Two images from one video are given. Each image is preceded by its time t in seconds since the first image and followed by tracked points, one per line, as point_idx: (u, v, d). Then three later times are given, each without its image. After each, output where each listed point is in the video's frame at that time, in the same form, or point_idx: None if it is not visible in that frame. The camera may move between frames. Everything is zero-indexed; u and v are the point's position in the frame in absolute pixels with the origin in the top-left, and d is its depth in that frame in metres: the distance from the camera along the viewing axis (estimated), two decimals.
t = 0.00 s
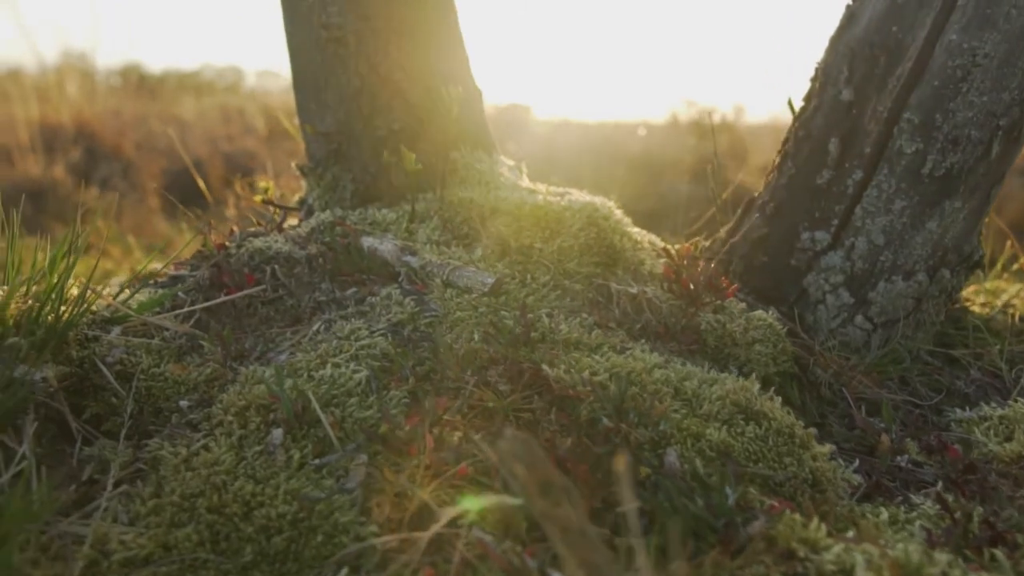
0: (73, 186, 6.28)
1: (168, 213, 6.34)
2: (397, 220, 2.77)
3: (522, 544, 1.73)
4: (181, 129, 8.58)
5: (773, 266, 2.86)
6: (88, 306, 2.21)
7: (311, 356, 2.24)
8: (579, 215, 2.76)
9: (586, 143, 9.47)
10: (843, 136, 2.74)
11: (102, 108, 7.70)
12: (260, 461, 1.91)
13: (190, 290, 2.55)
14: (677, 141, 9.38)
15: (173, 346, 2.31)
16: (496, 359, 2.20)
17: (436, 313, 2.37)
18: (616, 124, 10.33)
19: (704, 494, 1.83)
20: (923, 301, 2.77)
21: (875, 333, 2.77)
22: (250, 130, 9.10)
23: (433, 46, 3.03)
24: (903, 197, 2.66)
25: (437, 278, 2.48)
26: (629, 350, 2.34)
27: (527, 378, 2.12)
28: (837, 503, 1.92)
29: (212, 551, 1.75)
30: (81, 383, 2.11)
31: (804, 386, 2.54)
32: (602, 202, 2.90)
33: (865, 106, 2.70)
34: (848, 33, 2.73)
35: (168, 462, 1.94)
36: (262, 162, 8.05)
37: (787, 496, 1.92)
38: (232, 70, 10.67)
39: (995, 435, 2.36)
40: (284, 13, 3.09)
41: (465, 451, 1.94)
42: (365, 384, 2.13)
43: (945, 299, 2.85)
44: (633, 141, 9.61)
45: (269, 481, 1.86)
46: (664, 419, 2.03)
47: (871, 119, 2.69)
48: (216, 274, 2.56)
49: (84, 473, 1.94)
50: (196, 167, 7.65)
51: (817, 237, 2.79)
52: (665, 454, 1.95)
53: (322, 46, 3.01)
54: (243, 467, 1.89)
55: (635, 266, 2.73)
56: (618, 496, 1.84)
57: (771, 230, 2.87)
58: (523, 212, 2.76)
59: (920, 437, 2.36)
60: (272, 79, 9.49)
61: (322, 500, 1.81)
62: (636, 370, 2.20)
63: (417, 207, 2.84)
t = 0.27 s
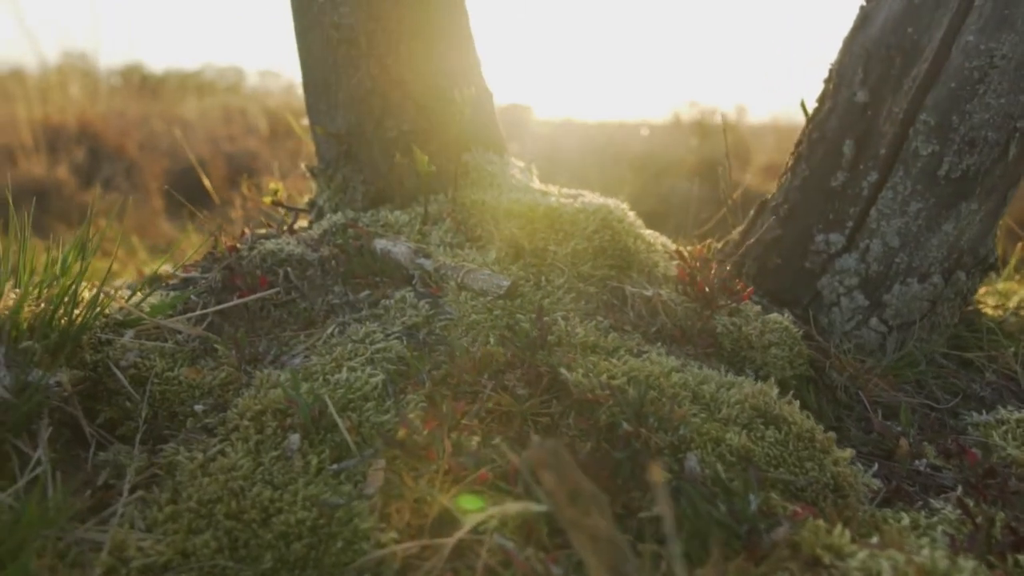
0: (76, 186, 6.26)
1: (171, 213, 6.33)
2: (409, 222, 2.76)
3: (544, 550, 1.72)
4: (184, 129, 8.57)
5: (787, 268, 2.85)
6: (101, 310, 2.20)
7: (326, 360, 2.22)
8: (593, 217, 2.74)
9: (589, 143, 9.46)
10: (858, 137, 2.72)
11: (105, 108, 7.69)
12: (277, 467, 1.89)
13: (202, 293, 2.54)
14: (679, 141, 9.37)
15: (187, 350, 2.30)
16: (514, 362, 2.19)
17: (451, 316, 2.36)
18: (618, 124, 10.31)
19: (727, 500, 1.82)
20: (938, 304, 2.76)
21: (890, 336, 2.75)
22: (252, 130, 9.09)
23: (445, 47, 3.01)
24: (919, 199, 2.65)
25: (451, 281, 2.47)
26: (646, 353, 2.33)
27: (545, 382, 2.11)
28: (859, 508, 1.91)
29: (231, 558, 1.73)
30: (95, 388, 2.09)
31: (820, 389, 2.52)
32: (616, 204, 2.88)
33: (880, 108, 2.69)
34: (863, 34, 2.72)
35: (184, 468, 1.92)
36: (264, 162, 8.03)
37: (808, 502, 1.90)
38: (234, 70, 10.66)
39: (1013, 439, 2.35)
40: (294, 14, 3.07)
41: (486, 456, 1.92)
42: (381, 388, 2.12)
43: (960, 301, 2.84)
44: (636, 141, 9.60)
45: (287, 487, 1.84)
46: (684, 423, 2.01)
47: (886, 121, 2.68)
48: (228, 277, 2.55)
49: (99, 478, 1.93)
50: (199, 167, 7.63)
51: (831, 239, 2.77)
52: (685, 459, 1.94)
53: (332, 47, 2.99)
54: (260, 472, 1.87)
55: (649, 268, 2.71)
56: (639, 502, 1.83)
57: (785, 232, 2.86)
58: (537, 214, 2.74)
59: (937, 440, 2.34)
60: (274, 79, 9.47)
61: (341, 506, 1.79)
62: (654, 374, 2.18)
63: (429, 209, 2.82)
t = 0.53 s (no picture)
0: (80, 187, 6.25)
1: (175, 213, 6.32)
2: (422, 224, 2.75)
3: (565, 555, 1.71)
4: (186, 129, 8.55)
5: (801, 270, 2.84)
6: (116, 312, 2.19)
7: (342, 362, 2.21)
8: (607, 218, 2.73)
9: (591, 142, 9.45)
10: (872, 138, 2.72)
11: (108, 109, 7.68)
12: (295, 471, 1.88)
13: (215, 295, 2.53)
14: (682, 141, 9.37)
15: (201, 352, 2.28)
16: (531, 365, 2.18)
17: (466, 318, 2.35)
18: (620, 124, 10.31)
19: (748, 504, 1.81)
20: (953, 305, 2.75)
21: (904, 338, 2.74)
22: (254, 130, 9.08)
23: (457, 48, 3.00)
24: (934, 201, 2.64)
25: (465, 282, 2.46)
26: (662, 355, 2.32)
27: (564, 385, 2.10)
28: (880, 512, 1.90)
29: (250, 563, 1.72)
30: (110, 391, 2.08)
31: (835, 391, 2.51)
32: (629, 205, 2.87)
33: (894, 109, 2.68)
34: (877, 35, 2.72)
35: (202, 472, 1.91)
36: (267, 162, 8.02)
37: (829, 505, 1.89)
38: (234, 70, 10.66)
39: None
40: (305, 14, 3.06)
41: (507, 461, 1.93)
42: (398, 391, 2.10)
43: (974, 303, 2.83)
44: (638, 140, 9.59)
45: (306, 491, 1.83)
46: (704, 427, 2.00)
47: (901, 122, 2.67)
48: (240, 278, 2.53)
49: (115, 482, 1.92)
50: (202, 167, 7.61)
51: (845, 240, 2.76)
52: (706, 462, 1.93)
53: (344, 47, 2.97)
54: (278, 476, 1.86)
55: (663, 270, 2.70)
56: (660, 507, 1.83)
57: (798, 233, 2.85)
58: (550, 215, 2.73)
59: (954, 443, 2.33)
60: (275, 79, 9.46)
61: (361, 510, 1.77)
62: (671, 377, 2.17)
63: (442, 210, 2.81)
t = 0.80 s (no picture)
0: (82, 187, 6.23)
1: (178, 213, 6.30)
2: (434, 225, 2.74)
3: (586, 559, 1.71)
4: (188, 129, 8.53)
5: (813, 272, 2.83)
6: (129, 314, 2.18)
7: (356, 365, 2.20)
8: (619, 219, 2.72)
9: (593, 142, 9.45)
10: (885, 140, 2.71)
11: (110, 109, 7.66)
12: (312, 475, 1.87)
13: (227, 296, 2.52)
14: (684, 141, 9.36)
15: (214, 355, 2.27)
16: (547, 367, 2.17)
17: (480, 320, 2.33)
18: (622, 124, 10.30)
19: (768, 508, 1.80)
20: (965, 308, 2.74)
21: (916, 340, 2.74)
22: (255, 130, 9.07)
23: (469, 48, 2.98)
24: (947, 203, 2.63)
25: (478, 285, 2.44)
26: (677, 358, 2.31)
27: (580, 388, 2.09)
28: (899, 516, 1.89)
29: (269, 567, 1.72)
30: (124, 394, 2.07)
31: (850, 394, 2.49)
32: (640, 207, 2.86)
33: (907, 111, 2.67)
34: (890, 37, 2.71)
35: (217, 476, 1.89)
36: (269, 162, 8.00)
37: (848, 509, 1.89)
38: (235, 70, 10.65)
39: None
40: (315, 15, 3.05)
41: (523, 467, 1.94)
42: (413, 394, 2.09)
43: (987, 305, 2.83)
44: (641, 140, 9.59)
45: (323, 495, 1.82)
46: (721, 430, 2.00)
47: (914, 124, 2.66)
48: (252, 280, 2.52)
49: (130, 486, 1.91)
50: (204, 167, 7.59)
51: (858, 242, 2.76)
52: (724, 465, 1.92)
53: (354, 48, 2.96)
54: (295, 480, 1.85)
55: (675, 272, 2.69)
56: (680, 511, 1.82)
57: (810, 234, 2.84)
58: (562, 217, 2.72)
59: (969, 446, 2.32)
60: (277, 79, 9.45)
61: (379, 515, 1.76)
62: (688, 380, 2.16)
63: (453, 211, 2.80)
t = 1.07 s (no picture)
0: (86, 187, 6.22)
1: (182, 214, 6.30)
2: (446, 227, 2.73)
3: (607, 564, 1.70)
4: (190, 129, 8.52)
5: (824, 274, 2.83)
6: (143, 317, 2.17)
7: (370, 368, 2.19)
8: (631, 221, 2.71)
9: (595, 142, 9.44)
10: (897, 141, 2.71)
11: (112, 109, 7.65)
12: (329, 478, 1.86)
13: (238, 298, 2.51)
14: (686, 142, 9.36)
15: (227, 357, 2.26)
16: (562, 370, 2.16)
17: (494, 323, 2.33)
18: (624, 124, 10.30)
19: (788, 512, 1.80)
20: (979, 310, 2.72)
21: (929, 342, 2.72)
22: (257, 130, 9.06)
23: (477, 49, 2.97)
24: (960, 205, 2.61)
25: (492, 287, 2.43)
26: (692, 360, 2.31)
27: (597, 392, 2.09)
28: (918, 520, 1.88)
29: (287, 572, 1.71)
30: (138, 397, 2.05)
31: (863, 396, 2.49)
32: (652, 208, 2.86)
33: (920, 112, 2.67)
34: (902, 38, 2.71)
35: (234, 479, 1.88)
36: (271, 162, 8.00)
37: (867, 513, 1.88)
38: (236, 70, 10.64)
39: None
40: (325, 16, 3.04)
41: (540, 469, 1.93)
42: (429, 397, 2.08)
43: (1000, 307, 2.80)
44: (643, 140, 9.58)
45: (341, 499, 1.81)
46: (739, 433, 1.99)
47: (927, 125, 2.65)
48: (264, 282, 2.51)
49: (146, 490, 1.90)
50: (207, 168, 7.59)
51: (870, 244, 2.75)
52: (742, 468, 1.91)
53: (364, 49, 2.95)
54: (312, 484, 1.84)
55: (688, 274, 2.69)
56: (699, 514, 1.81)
57: (822, 236, 2.83)
58: (574, 218, 2.71)
59: (985, 449, 2.31)
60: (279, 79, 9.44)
61: (398, 519, 1.75)
62: (704, 383, 2.16)
63: (464, 213, 2.79)
